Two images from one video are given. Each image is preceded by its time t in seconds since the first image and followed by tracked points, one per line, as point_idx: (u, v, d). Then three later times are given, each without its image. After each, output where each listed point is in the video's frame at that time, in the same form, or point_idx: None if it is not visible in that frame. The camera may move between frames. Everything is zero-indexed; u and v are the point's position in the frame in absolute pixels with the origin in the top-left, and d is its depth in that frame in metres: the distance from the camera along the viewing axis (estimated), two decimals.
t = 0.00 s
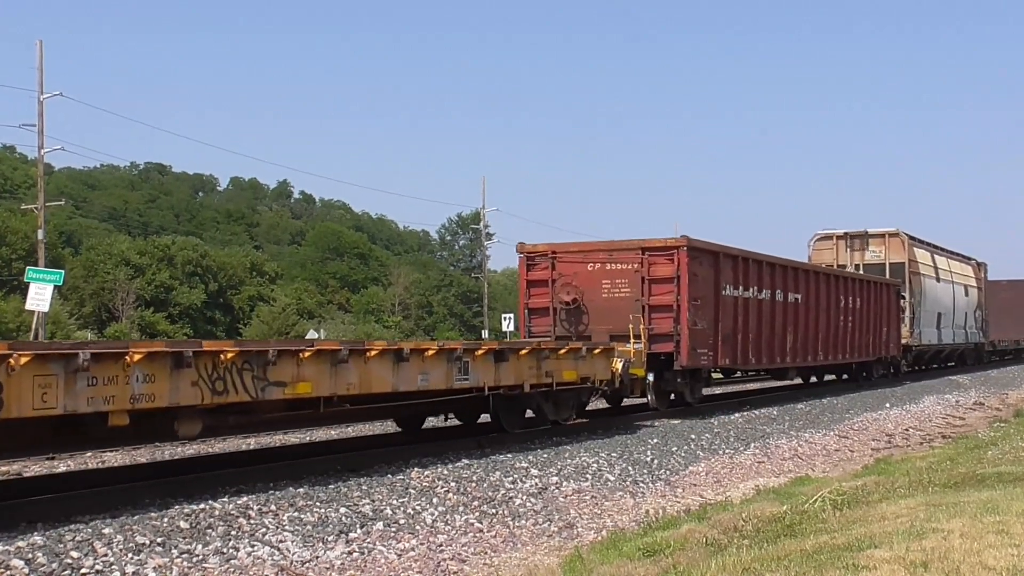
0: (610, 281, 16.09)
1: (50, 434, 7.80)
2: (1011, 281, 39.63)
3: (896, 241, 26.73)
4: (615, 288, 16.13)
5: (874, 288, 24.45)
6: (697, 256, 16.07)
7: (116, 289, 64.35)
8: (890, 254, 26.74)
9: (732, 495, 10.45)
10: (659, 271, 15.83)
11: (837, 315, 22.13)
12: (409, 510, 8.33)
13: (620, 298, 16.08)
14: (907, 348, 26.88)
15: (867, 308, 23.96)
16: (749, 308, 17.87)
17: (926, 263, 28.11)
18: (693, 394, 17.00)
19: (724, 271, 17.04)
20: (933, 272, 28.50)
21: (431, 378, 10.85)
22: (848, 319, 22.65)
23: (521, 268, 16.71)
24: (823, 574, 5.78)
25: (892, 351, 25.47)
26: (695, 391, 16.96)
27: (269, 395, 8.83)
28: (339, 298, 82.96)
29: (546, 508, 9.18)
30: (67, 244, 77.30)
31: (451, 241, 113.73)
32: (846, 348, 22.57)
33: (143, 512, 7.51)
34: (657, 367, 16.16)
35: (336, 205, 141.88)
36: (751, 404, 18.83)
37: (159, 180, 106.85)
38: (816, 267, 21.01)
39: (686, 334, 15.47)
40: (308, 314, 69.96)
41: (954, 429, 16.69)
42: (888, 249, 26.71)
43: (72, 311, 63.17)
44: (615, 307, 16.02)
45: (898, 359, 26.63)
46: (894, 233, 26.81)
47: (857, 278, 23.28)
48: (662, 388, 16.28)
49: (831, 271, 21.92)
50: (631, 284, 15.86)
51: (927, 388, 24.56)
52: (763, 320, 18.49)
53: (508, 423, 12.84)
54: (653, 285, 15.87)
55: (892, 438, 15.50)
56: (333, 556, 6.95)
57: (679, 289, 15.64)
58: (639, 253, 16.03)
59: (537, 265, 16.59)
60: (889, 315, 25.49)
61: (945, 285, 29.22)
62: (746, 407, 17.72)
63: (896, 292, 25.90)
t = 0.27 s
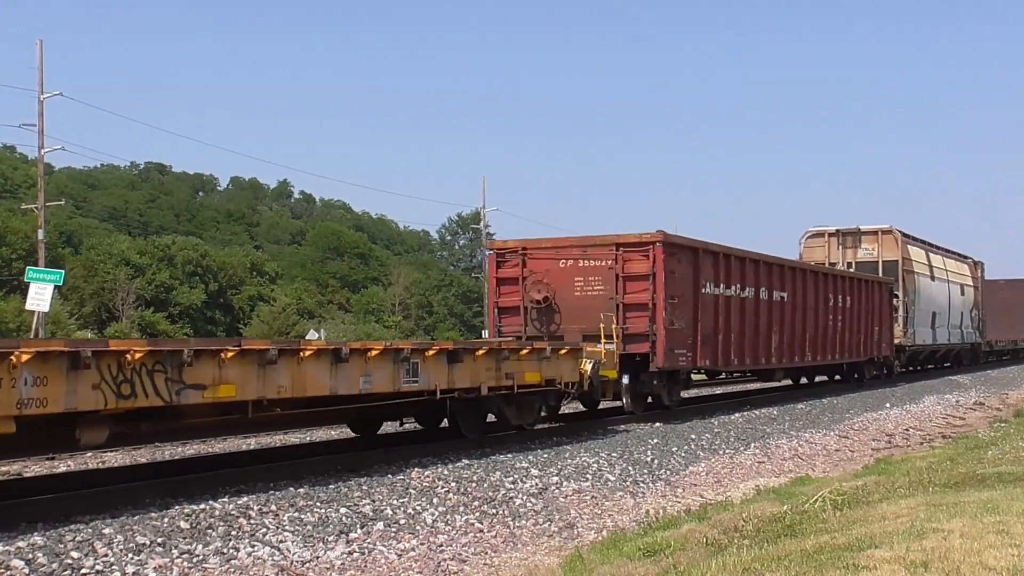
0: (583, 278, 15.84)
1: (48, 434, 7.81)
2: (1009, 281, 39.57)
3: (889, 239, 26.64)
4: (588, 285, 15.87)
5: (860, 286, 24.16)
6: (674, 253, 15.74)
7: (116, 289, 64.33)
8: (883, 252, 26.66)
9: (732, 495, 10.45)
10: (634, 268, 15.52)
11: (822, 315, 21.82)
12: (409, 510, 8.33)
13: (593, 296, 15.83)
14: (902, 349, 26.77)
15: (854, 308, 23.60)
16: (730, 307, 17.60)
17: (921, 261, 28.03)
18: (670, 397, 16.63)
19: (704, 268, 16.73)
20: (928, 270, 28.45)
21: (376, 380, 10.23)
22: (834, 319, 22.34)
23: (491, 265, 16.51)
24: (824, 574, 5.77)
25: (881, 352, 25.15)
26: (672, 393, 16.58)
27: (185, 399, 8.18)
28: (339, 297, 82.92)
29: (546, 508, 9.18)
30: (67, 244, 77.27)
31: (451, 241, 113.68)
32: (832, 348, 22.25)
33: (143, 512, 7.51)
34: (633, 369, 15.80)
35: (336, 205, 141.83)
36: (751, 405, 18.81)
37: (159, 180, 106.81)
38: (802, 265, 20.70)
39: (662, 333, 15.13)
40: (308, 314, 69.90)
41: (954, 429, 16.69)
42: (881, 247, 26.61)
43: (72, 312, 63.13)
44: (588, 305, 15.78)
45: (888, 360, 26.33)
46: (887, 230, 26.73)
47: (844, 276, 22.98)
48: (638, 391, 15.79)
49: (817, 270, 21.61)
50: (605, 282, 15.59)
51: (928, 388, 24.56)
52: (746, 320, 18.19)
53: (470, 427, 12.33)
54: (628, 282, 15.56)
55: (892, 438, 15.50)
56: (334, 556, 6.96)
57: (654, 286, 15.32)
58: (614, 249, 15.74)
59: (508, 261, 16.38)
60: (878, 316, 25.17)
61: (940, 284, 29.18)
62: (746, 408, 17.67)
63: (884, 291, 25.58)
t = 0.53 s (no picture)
0: (553, 274, 15.16)
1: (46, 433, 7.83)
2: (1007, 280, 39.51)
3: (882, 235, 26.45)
4: (558, 282, 15.20)
5: (846, 282, 23.58)
6: (649, 247, 15.04)
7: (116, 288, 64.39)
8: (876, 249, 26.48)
9: (732, 494, 10.45)
10: (606, 263, 14.80)
11: (807, 313, 21.19)
12: (409, 509, 8.33)
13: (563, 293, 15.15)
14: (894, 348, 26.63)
15: (839, 306, 22.98)
16: (711, 304, 16.96)
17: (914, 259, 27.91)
18: (646, 398, 15.90)
19: (682, 264, 16.07)
20: (922, 267, 28.37)
21: (310, 383, 9.25)
22: (819, 317, 21.73)
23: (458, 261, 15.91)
24: (823, 574, 5.76)
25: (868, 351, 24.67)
26: (648, 394, 15.84)
27: (84, 404, 7.25)
28: (339, 297, 82.88)
29: (546, 507, 9.17)
30: (67, 243, 77.27)
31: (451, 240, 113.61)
32: (818, 347, 21.70)
33: (143, 511, 7.51)
34: (606, 369, 15.11)
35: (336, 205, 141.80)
36: (751, 404, 18.81)
37: (159, 179, 106.81)
38: (787, 262, 20.08)
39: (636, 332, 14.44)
40: (308, 313, 69.83)
41: (955, 429, 16.68)
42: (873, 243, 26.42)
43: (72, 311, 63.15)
44: (557, 303, 15.08)
45: (875, 359, 25.86)
46: (880, 227, 26.51)
47: (829, 272, 22.37)
48: (611, 392, 15.04)
49: (802, 267, 20.96)
50: (575, 279, 14.90)
51: (928, 387, 24.57)
52: (727, 319, 17.55)
53: (424, 432, 11.68)
54: (600, 279, 14.85)
55: (892, 437, 15.49)
56: (334, 555, 6.96)
57: (627, 283, 14.61)
58: (585, 244, 15.03)
59: (476, 257, 15.79)
60: (865, 315, 24.59)
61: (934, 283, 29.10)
62: (745, 408, 17.64)
63: (870, 287, 25.01)
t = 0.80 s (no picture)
0: (520, 270, 14.44)
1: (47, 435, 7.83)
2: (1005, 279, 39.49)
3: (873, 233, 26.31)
4: (526, 279, 14.48)
5: (829, 279, 22.98)
6: (621, 243, 14.36)
7: (117, 288, 64.45)
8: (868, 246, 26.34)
9: (732, 494, 10.45)
10: (576, 259, 14.09)
11: (789, 311, 20.59)
12: (409, 508, 8.33)
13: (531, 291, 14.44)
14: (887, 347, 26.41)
15: (822, 304, 22.42)
16: (688, 303, 16.40)
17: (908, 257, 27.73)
18: (619, 402, 15.18)
19: (656, 260, 15.44)
20: (917, 266, 28.23)
21: (234, 387, 8.46)
22: (801, 315, 21.16)
23: (421, 257, 15.13)
24: (823, 574, 5.76)
25: (853, 350, 24.19)
26: (621, 398, 15.13)
27: None
28: (339, 296, 82.84)
29: (546, 506, 9.18)
30: (67, 243, 77.27)
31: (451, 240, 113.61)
32: (801, 346, 21.16)
33: (143, 510, 7.51)
34: (576, 371, 14.39)
35: (336, 204, 141.76)
36: (750, 404, 18.82)
37: (159, 178, 106.77)
38: (767, 258, 19.45)
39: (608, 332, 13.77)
40: (308, 313, 69.77)
41: (955, 428, 16.69)
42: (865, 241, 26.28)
43: (72, 311, 63.13)
44: (524, 301, 14.39)
45: (861, 358, 25.41)
46: (873, 224, 26.21)
47: (811, 268, 21.77)
48: (582, 396, 14.37)
49: (783, 263, 20.33)
50: (544, 275, 14.19)
51: (928, 387, 24.61)
52: (705, 318, 16.97)
53: (373, 437, 11.05)
54: (570, 275, 14.13)
55: (892, 437, 15.50)
56: (334, 555, 6.97)
57: (598, 280, 13.92)
58: (554, 239, 14.31)
59: (440, 253, 15.00)
60: (848, 313, 24.03)
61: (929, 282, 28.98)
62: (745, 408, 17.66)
63: (855, 283, 24.47)
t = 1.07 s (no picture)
0: (484, 268, 13.80)
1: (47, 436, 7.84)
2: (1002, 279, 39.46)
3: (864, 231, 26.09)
4: (490, 276, 13.83)
5: (816, 277, 22.32)
6: (591, 239, 13.67)
7: (116, 289, 64.68)
8: (858, 245, 26.12)
9: (732, 495, 10.45)
10: (542, 256, 13.42)
11: (773, 312, 19.89)
12: (409, 510, 8.33)
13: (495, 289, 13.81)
14: (879, 349, 26.14)
15: (808, 304, 21.78)
16: (666, 302, 15.74)
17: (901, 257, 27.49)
18: (587, 407, 14.42)
19: (631, 258, 14.75)
20: (910, 266, 28.06)
21: (143, 393, 7.84)
22: (786, 315, 20.49)
23: (381, 253, 14.48)
24: (823, 575, 5.77)
25: (840, 351, 23.63)
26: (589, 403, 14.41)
27: None
28: (339, 298, 82.83)
29: (546, 508, 9.17)
30: (67, 244, 77.33)
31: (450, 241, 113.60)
32: (785, 347, 20.52)
33: (143, 511, 7.51)
34: (543, 376, 13.67)
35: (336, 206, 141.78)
36: (750, 405, 18.83)
37: (158, 180, 106.75)
38: (751, 256, 18.77)
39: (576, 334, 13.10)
40: (308, 314, 69.75)
41: (955, 430, 16.69)
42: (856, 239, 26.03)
43: (72, 312, 63.15)
44: (488, 300, 13.76)
45: (848, 359, 24.83)
46: (865, 223, 26.06)
47: (797, 267, 21.10)
48: (549, 401, 13.66)
49: (767, 261, 19.65)
50: (509, 273, 13.56)
51: (928, 388, 24.63)
52: (683, 319, 16.29)
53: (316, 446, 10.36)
54: (536, 273, 13.47)
55: (892, 438, 15.50)
56: (333, 556, 6.96)
57: (566, 279, 13.25)
58: (520, 235, 13.67)
59: (401, 249, 14.34)
60: (835, 313, 23.38)
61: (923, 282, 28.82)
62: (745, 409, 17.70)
63: (841, 282, 23.84)
